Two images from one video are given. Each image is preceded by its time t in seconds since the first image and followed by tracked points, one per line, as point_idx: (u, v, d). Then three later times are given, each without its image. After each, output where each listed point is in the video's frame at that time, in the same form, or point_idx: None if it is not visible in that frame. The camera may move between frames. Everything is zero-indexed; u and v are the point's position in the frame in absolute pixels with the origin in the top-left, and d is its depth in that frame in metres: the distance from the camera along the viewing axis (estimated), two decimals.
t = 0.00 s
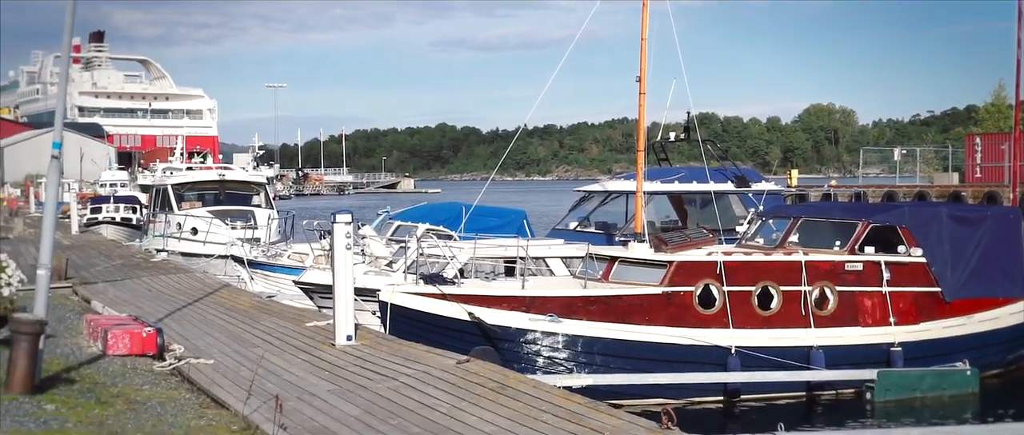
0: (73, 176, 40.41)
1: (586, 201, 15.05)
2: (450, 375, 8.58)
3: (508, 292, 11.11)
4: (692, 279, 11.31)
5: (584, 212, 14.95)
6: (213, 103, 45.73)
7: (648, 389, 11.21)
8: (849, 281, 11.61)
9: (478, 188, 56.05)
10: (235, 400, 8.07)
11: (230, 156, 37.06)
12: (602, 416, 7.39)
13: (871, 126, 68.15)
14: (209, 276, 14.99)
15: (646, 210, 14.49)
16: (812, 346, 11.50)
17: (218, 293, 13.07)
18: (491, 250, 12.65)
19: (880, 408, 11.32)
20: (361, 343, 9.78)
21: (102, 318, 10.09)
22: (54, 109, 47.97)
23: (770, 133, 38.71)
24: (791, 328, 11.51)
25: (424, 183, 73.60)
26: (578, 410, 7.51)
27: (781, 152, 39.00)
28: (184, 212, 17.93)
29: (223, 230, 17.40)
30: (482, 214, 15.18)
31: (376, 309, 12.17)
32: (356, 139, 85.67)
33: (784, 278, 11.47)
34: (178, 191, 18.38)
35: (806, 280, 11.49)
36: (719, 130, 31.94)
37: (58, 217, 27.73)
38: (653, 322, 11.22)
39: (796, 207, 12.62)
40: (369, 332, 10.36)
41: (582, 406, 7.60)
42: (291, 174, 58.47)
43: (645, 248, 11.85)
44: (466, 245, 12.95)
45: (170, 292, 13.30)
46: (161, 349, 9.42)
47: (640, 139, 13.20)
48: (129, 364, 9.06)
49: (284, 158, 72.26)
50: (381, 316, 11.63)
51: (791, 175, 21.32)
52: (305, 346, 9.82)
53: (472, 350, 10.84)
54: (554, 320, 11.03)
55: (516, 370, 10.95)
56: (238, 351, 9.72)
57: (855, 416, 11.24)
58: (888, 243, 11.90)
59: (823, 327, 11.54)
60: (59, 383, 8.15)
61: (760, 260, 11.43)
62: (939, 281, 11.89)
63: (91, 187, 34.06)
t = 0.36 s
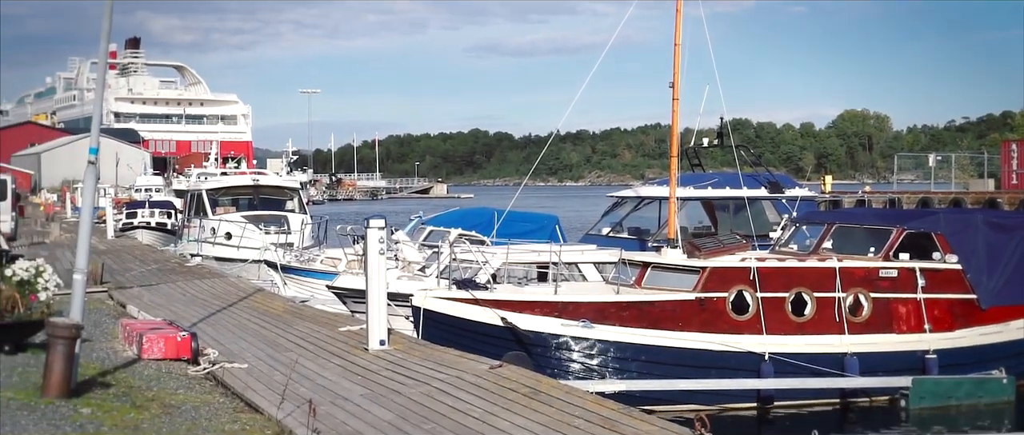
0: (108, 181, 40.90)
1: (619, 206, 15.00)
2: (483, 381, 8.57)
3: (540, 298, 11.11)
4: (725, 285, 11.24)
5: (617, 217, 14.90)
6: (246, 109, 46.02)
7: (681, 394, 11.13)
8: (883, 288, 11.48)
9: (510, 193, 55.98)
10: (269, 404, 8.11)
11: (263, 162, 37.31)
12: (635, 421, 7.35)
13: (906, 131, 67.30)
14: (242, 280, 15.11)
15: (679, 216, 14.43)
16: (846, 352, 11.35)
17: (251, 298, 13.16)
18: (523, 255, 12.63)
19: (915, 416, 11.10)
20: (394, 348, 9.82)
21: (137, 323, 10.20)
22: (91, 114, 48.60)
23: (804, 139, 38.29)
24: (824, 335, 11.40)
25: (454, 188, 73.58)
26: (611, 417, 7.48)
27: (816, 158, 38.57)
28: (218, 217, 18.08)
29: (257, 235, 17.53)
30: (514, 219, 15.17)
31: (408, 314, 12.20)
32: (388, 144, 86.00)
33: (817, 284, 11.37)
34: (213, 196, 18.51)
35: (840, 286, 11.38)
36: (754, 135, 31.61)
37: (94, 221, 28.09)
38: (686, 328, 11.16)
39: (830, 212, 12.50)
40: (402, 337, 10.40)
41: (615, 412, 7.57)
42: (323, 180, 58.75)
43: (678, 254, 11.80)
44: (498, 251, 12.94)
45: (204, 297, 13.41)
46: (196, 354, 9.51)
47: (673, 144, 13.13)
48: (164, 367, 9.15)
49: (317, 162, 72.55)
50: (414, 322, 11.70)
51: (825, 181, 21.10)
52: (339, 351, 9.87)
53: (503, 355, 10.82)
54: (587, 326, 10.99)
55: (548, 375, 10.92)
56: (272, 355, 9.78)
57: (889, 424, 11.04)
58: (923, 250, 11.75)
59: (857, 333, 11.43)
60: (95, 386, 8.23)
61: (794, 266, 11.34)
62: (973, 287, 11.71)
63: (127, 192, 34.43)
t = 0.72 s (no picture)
0: (139, 185, 41.22)
1: (647, 209, 14.94)
2: (511, 384, 8.56)
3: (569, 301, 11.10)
4: (754, 289, 11.15)
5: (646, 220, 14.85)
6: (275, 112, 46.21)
7: (709, 397, 11.03)
8: (913, 292, 11.34)
9: (537, 196, 55.93)
10: (298, 406, 8.14)
11: (292, 165, 37.46)
12: (664, 425, 7.33)
13: (938, 135, 66.49)
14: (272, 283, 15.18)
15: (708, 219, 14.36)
16: (875, 357, 11.24)
17: (281, 300, 13.22)
18: (552, 259, 12.60)
19: (945, 420, 11.18)
20: (423, 351, 9.84)
21: (167, 326, 10.28)
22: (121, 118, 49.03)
23: (834, 143, 37.88)
24: (854, 339, 11.28)
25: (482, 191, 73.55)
26: (640, 420, 7.45)
27: (845, 161, 38.13)
28: (247, 220, 18.19)
29: (286, 238, 17.59)
30: (542, 222, 15.14)
31: (437, 317, 12.20)
32: (416, 148, 86.09)
33: (848, 288, 11.24)
34: (243, 199, 18.60)
35: (870, 290, 11.25)
36: (783, 139, 31.32)
37: (124, 223, 28.33)
38: (715, 332, 11.07)
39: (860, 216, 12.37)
40: (431, 340, 10.41)
41: (644, 415, 7.53)
42: (351, 183, 58.93)
43: (707, 257, 11.72)
44: (527, 254, 12.91)
45: (234, 299, 13.48)
46: (225, 357, 9.55)
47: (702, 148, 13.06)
48: (194, 370, 9.22)
49: (345, 164, 72.83)
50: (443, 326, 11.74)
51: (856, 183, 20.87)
52: (367, 354, 9.90)
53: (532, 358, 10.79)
54: (616, 329, 10.93)
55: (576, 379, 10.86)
56: (301, 358, 9.82)
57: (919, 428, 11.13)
58: (954, 254, 11.60)
59: (886, 337, 11.30)
60: (126, 389, 8.29)
61: (824, 269, 11.23)
62: (1004, 292, 11.57)
63: (156, 195, 34.68)
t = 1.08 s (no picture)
0: (171, 188, 41.56)
1: (678, 210, 14.81)
2: (543, 385, 8.55)
3: (599, 303, 11.09)
4: (786, 290, 11.04)
5: (676, 221, 14.71)
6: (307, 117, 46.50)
7: (741, 398, 10.96)
8: (946, 293, 11.21)
9: (567, 198, 55.83)
10: (331, 408, 8.17)
11: (322, 168, 37.64)
12: (696, 426, 7.30)
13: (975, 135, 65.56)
14: (303, 285, 15.29)
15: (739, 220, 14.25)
16: (908, 358, 11.11)
17: (312, 303, 13.31)
18: (582, 260, 12.55)
19: (979, 422, 11.03)
20: (454, 353, 9.85)
21: (200, 327, 10.39)
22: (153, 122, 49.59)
23: (868, 142, 37.46)
24: (887, 341, 11.16)
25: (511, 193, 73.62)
26: (672, 421, 7.41)
27: (879, 160, 37.74)
28: (278, 223, 18.32)
29: (316, 240, 17.68)
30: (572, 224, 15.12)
31: (468, 319, 12.24)
32: (444, 150, 86.12)
33: (880, 288, 11.13)
34: (274, 202, 18.74)
35: (903, 292, 11.13)
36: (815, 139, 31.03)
37: (157, 226, 28.59)
38: (746, 333, 10.99)
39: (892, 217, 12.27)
40: (462, 342, 10.42)
41: (677, 416, 7.50)
42: (382, 187, 59.14)
43: (739, 257, 11.64)
44: (557, 255, 12.87)
45: (266, 301, 13.60)
46: (257, 359, 9.62)
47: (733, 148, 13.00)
48: (226, 373, 9.28)
49: (376, 169, 73.45)
50: (473, 327, 11.84)
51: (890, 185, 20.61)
52: (397, 356, 9.92)
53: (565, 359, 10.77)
54: (646, 331, 10.90)
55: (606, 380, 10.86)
56: (334, 360, 9.86)
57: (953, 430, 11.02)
58: (987, 254, 11.46)
59: (920, 338, 11.16)
60: (159, 391, 8.38)
61: (857, 270, 11.12)
62: None
63: (188, 199, 35.07)
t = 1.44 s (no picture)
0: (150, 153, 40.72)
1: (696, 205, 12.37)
2: (566, 382, 10.31)
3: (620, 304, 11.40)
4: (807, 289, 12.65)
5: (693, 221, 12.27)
6: None
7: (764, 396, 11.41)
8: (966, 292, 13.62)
9: None
10: (351, 405, 8.76)
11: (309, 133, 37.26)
12: None
13: None
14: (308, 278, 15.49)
15: (758, 220, 12.69)
16: (930, 359, 12.97)
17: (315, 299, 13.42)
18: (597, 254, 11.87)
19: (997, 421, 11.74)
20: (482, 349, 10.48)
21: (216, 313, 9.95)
22: None
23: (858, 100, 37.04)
24: (910, 339, 12.86)
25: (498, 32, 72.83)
26: None
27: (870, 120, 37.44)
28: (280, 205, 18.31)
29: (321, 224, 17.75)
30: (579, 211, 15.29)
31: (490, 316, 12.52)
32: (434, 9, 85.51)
33: (898, 288, 13.08)
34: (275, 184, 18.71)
35: (922, 291, 13.18)
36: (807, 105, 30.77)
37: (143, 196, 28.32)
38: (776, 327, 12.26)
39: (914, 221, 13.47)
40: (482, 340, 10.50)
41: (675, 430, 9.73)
42: None
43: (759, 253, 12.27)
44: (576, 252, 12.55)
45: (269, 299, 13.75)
46: (276, 355, 9.14)
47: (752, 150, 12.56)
48: (245, 372, 8.93)
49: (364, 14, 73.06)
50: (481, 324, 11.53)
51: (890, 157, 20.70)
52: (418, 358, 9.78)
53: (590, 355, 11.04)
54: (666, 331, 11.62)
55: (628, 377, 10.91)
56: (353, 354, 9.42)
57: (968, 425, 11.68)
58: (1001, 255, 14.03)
59: (955, 329, 13.29)
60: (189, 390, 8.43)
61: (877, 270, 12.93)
62: None
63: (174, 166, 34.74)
